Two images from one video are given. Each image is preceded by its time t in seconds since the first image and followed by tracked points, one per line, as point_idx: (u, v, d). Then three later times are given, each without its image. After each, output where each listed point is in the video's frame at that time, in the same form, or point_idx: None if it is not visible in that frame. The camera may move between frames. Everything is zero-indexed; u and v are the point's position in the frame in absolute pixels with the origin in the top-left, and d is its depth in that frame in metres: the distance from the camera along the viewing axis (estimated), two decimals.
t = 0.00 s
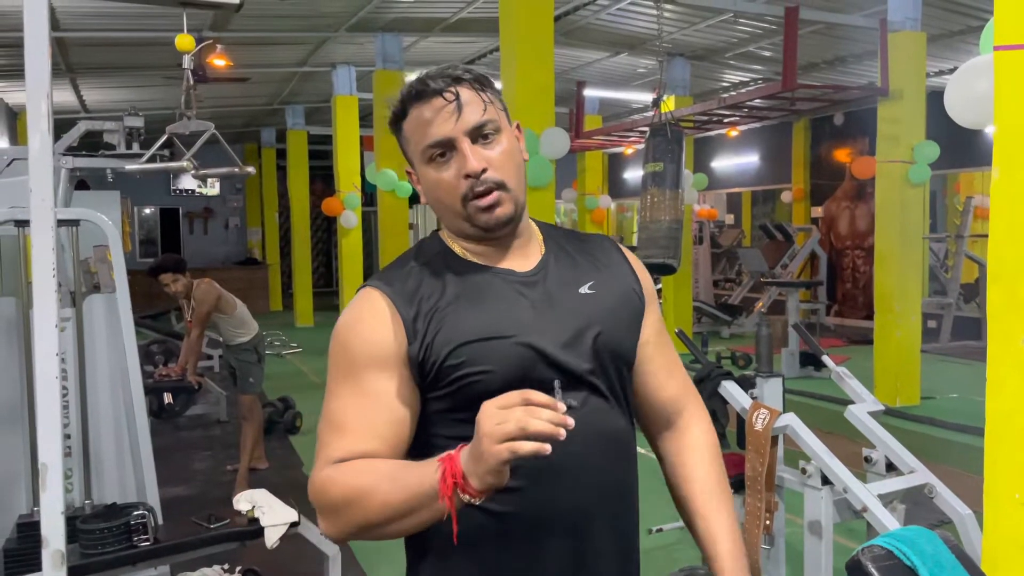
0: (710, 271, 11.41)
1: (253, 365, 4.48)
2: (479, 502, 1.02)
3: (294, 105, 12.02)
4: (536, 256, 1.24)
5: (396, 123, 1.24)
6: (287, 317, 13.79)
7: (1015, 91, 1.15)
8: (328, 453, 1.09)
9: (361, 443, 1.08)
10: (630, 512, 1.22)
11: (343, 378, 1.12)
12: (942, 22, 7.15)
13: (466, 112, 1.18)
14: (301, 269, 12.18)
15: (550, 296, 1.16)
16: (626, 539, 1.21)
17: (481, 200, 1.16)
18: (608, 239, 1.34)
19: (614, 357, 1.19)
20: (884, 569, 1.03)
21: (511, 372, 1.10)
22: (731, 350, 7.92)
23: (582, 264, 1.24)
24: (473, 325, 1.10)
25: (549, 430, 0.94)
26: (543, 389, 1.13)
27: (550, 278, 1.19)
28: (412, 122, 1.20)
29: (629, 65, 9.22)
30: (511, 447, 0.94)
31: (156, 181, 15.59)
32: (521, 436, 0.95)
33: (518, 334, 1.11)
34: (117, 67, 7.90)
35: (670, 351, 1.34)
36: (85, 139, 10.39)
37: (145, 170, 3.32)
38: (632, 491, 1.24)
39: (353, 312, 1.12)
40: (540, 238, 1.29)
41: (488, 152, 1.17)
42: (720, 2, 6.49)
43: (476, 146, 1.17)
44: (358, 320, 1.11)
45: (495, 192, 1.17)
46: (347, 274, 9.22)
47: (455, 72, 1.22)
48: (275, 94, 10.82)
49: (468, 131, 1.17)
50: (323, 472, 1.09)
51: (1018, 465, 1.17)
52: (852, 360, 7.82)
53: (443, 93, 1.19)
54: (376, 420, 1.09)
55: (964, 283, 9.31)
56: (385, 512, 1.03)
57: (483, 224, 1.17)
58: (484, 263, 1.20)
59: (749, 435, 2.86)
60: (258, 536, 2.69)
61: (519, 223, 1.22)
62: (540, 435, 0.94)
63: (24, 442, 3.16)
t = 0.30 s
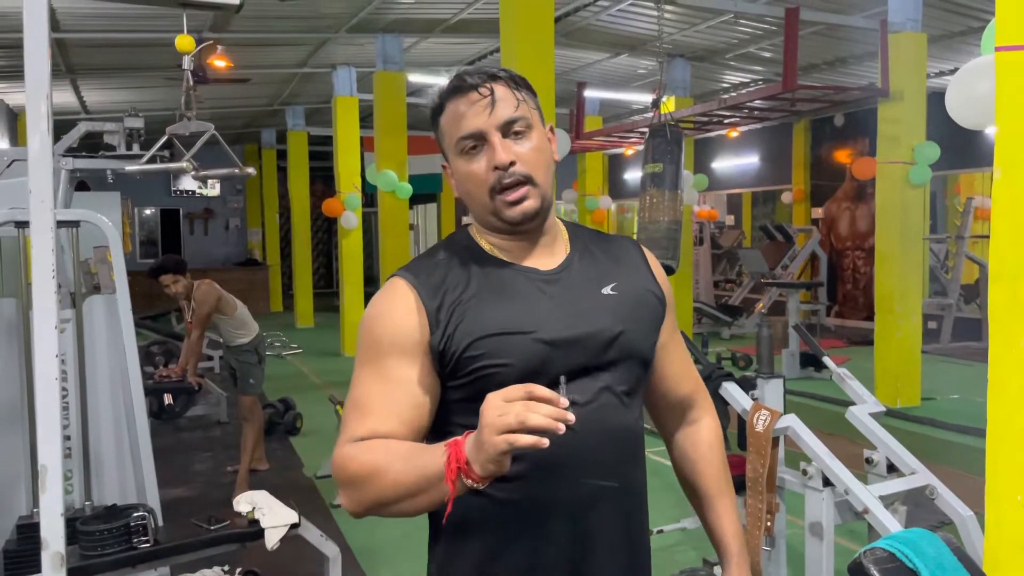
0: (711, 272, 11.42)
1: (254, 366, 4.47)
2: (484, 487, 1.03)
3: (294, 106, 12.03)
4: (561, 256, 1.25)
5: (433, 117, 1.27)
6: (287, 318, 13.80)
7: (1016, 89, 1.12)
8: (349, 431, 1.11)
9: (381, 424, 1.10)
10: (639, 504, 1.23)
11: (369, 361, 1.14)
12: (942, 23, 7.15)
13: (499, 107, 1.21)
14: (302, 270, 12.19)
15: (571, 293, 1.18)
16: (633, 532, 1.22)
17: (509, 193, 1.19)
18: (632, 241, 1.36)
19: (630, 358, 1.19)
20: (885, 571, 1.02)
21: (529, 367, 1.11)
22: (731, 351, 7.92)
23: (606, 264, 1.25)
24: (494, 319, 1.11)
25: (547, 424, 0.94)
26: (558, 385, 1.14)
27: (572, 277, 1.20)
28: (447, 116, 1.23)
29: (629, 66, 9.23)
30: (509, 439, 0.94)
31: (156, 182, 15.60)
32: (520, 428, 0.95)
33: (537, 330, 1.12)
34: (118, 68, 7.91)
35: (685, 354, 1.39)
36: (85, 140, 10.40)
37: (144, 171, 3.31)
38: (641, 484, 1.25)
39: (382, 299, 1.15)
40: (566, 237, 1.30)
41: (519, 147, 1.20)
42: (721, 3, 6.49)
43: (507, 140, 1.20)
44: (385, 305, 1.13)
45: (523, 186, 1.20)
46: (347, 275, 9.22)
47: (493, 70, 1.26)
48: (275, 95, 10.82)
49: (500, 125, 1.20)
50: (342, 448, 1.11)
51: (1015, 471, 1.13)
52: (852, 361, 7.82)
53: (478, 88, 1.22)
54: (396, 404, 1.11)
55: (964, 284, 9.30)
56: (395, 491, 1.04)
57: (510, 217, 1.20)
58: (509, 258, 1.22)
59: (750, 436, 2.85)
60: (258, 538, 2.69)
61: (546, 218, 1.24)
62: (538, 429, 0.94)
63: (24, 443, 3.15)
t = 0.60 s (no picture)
0: (710, 272, 11.42)
1: (254, 367, 4.45)
2: (505, 459, 1.06)
3: (295, 107, 12.02)
4: (573, 255, 1.32)
5: (470, 109, 1.32)
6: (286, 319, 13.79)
7: (1016, 89, 1.12)
8: (366, 409, 1.15)
9: (400, 402, 1.13)
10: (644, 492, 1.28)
11: (388, 342, 1.18)
12: (942, 23, 7.14)
13: (535, 107, 1.26)
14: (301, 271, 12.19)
15: (584, 289, 1.24)
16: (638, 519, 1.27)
17: (534, 189, 1.25)
18: (637, 248, 1.43)
19: (638, 352, 1.26)
20: (886, 572, 1.02)
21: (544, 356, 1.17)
22: (731, 351, 7.92)
23: (615, 265, 1.32)
24: (514, 307, 1.18)
25: (575, 393, 0.98)
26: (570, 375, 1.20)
27: (584, 274, 1.27)
28: (484, 109, 1.28)
29: (629, 67, 9.23)
30: (537, 406, 0.98)
31: (155, 183, 15.60)
32: (548, 396, 0.99)
33: (553, 321, 1.18)
34: (117, 68, 7.90)
35: (683, 362, 1.42)
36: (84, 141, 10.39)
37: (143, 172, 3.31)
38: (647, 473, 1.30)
39: (405, 283, 1.19)
40: (578, 239, 1.37)
41: (549, 147, 1.25)
42: (721, 4, 6.49)
43: (538, 140, 1.25)
44: (407, 289, 1.18)
45: (548, 185, 1.25)
46: (347, 275, 9.22)
47: (532, 71, 1.31)
48: (275, 95, 10.82)
49: (534, 124, 1.25)
50: (360, 426, 1.14)
51: (1015, 471, 1.13)
52: (852, 361, 7.83)
53: (517, 87, 1.28)
54: (415, 384, 1.15)
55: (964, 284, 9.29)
56: (414, 466, 1.08)
57: (532, 214, 1.25)
58: (526, 252, 1.28)
59: (750, 436, 2.84)
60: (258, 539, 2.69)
61: (564, 219, 1.30)
62: (565, 397, 0.98)
63: (23, 444, 3.15)
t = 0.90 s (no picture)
0: (710, 272, 11.42)
1: (254, 368, 4.44)
2: (513, 430, 1.09)
3: (294, 108, 12.01)
4: (577, 254, 1.38)
5: (491, 109, 1.38)
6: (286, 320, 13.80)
7: (1014, 89, 1.12)
8: (375, 387, 1.17)
9: (409, 379, 1.16)
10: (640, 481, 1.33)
11: (399, 323, 1.22)
12: (941, 24, 7.15)
13: (554, 111, 1.33)
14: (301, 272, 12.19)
15: (587, 283, 1.31)
16: (634, 505, 1.32)
17: (547, 187, 1.31)
18: (635, 252, 1.50)
19: (637, 346, 1.33)
20: (885, 572, 1.03)
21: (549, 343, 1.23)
22: (730, 351, 7.93)
23: (616, 264, 1.39)
24: (523, 297, 1.24)
25: (585, 360, 1.02)
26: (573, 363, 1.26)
27: (588, 269, 1.34)
28: (506, 109, 1.35)
29: (628, 67, 9.24)
30: (550, 371, 1.02)
31: (155, 184, 15.60)
32: (559, 363, 1.02)
33: (559, 311, 1.26)
34: (116, 69, 7.90)
35: (678, 358, 1.49)
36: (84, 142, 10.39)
37: (142, 173, 3.31)
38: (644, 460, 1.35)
39: (417, 269, 1.24)
40: (580, 242, 1.44)
41: (564, 149, 1.32)
42: (720, 4, 6.49)
43: (555, 141, 1.32)
44: (420, 274, 1.23)
45: (560, 185, 1.31)
46: (347, 275, 9.23)
47: (554, 81, 1.39)
48: (274, 96, 10.82)
49: (552, 127, 1.32)
50: (368, 404, 1.16)
51: (1013, 471, 1.13)
52: (850, 361, 7.84)
53: (538, 91, 1.35)
54: (425, 363, 1.18)
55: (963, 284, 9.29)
56: (424, 439, 1.10)
57: (543, 211, 1.31)
58: (534, 247, 1.34)
59: (749, 437, 2.84)
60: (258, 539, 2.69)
61: (571, 220, 1.36)
62: (575, 363, 1.02)
63: (23, 445, 3.15)
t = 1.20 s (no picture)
0: (709, 273, 11.42)
1: (253, 368, 4.45)
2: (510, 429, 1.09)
3: (293, 108, 12.01)
4: (579, 256, 1.38)
5: (503, 111, 1.39)
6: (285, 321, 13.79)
7: (1014, 89, 1.12)
8: (377, 383, 1.17)
9: (411, 377, 1.17)
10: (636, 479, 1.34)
11: (401, 322, 1.22)
12: (940, 24, 7.15)
13: (565, 116, 1.33)
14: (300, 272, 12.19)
15: (585, 284, 1.31)
16: (630, 502, 1.32)
17: (552, 189, 1.31)
18: (635, 255, 1.50)
19: (634, 348, 1.33)
20: (883, 572, 1.03)
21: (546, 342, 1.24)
22: (729, 352, 7.93)
23: (615, 266, 1.39)
24: (522, 297, 1.25)
25: (579, 363, 1.01)
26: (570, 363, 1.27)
27: (587, 271, 1.34)
28: (518, 111, 1.35)
29: (627, 68, 9.24)
30: (545, 373, 1.02)
31: (154, 184, 15.59)
32: (555, 366, 1.02)
33: (557, 311, 1.26)
34: (115, 70, 7.89)
35: (678, 357, 1.49)
36: (83, 142, 10.38)
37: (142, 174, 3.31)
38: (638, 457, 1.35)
39: (419, 270, 1.25)
40: (583, 245, 1.44)
41: (572, 153, 1.32)
42: (718, 5, 6.49)
43: (563, 145, 1.32)
44: (424, 274, 1.23)
45: (566, 188, 1.31)
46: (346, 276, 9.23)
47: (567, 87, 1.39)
48: (273, 97, 10.82)
49: (561, 131, 1.32)
50: (371, 399, 1.17)
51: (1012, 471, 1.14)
52: (849, 362, 7.84)
53: (550, 97, 1.35)
54: (426, 361, 1.18)
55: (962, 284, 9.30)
56: (424, 435, 1.10)
57: (547, 212, 1.31)
58: (537, 249, 1.35)
59: (747, 437, 2.84)
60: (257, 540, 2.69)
61: (576, 222, 1.36)
62: (570, 367, 1.02)
63: (22, 446, 3.14)
